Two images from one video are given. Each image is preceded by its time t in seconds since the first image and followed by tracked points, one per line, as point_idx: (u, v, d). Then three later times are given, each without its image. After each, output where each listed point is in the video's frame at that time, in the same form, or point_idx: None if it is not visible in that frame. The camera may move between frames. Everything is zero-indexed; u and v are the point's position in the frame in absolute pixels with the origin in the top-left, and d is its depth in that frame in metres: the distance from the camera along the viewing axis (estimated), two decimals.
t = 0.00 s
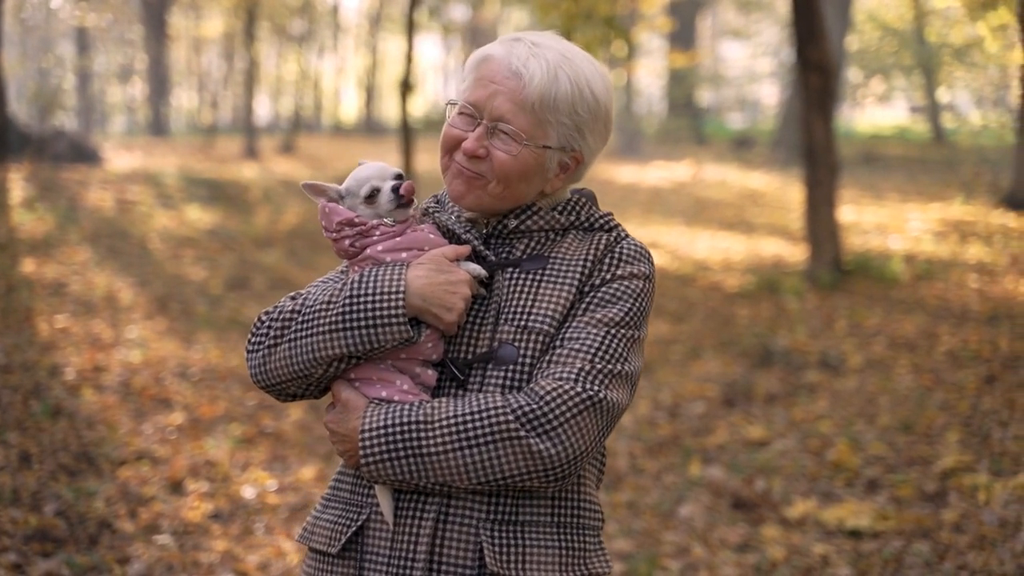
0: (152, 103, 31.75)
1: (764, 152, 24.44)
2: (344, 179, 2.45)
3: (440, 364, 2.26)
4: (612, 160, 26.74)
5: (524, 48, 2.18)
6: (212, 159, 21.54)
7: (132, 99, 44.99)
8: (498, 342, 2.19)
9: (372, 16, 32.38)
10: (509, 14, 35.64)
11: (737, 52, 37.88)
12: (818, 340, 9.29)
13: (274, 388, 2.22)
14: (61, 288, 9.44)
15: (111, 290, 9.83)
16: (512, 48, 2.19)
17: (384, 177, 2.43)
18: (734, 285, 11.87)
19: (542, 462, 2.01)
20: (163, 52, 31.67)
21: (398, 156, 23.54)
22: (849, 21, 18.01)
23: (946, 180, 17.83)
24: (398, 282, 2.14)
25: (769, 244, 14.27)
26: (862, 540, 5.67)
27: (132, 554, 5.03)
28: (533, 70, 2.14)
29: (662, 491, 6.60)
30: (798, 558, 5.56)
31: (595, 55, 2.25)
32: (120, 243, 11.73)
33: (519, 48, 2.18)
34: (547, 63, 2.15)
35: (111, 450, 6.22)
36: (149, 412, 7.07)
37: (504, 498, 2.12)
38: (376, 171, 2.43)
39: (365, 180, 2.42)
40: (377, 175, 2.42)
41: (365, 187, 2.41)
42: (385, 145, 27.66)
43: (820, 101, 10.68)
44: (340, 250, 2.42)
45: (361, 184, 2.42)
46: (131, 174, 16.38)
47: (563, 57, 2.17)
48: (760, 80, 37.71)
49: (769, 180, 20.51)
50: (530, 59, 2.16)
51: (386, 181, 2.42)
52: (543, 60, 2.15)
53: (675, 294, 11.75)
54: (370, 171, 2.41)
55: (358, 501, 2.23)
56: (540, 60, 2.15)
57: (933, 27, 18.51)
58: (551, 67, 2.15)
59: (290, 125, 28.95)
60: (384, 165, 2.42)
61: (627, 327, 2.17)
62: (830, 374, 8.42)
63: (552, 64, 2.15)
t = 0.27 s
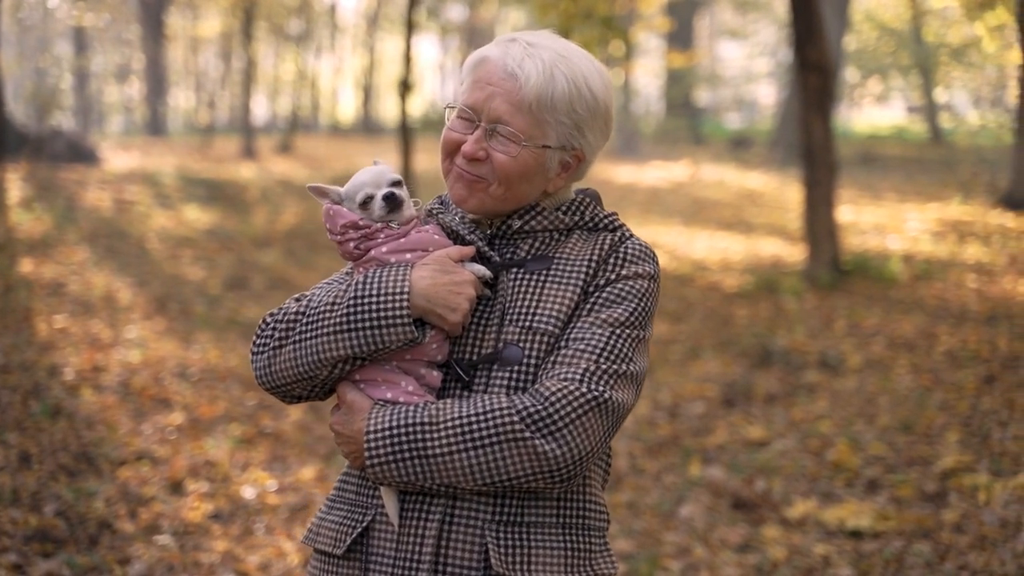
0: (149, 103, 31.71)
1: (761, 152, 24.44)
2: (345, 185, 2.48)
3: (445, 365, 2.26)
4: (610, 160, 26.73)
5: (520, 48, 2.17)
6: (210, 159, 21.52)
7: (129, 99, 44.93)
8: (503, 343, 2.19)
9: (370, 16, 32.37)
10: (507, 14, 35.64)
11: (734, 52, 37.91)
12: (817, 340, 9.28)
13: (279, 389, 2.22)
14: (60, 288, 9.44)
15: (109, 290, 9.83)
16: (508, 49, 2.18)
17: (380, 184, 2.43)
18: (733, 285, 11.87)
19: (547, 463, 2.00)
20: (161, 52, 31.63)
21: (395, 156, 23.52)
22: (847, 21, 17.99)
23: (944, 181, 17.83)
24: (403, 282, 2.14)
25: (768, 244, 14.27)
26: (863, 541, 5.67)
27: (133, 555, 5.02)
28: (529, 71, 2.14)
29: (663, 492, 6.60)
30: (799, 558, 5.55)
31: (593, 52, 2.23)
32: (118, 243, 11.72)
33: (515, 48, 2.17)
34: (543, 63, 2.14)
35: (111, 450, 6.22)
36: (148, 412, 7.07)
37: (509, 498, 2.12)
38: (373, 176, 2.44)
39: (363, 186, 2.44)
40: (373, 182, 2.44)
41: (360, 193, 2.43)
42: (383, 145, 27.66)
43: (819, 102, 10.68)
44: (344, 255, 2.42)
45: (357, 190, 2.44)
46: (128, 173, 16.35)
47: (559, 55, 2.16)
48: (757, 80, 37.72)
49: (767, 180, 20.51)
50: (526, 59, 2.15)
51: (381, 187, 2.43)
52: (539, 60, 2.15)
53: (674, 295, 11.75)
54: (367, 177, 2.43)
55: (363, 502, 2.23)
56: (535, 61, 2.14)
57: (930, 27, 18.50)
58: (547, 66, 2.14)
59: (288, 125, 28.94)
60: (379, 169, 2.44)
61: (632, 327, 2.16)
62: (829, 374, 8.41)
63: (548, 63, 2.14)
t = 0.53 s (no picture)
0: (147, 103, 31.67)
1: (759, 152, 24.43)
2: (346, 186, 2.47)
3: (450, 365, 2.26)
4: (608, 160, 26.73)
5: (519, 48, 2.17)
6: (207, 159, 21.50)
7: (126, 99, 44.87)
8: (507, 343, 2.18)
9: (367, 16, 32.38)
10: (504, 14, 35.65)
11: (732, 53, 37.95)
12: (816, 340, 9.28)
13: (283, 390, 2.22)
14: (58, 288, 9.43)
15: (107, 290, 9.82)
16: (508, 49, 2.18)
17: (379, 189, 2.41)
18: (731, 285, 11.86)
19: (552, 465, 2.00)
20: (158, 51, 31.60)
21: (393, 156, 23.52)
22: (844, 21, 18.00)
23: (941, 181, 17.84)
24: (407, 284, 2.14)
25: (766, 244, 14.27)
26: (863, 541, 5.66)
27: (133, 555, 5.02)
28: (528, 70, 2.13)
29: (662, 492, 6.59)
30: (800, 558, 5.55)
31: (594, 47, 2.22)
32: (116, 243, 11.71)
33: (514, 47, 2.17)
34: (542, 61, 2.14)
35: (110, 450, 6.21)
36: (147, 413, 7.06)
37: (513, 499, 2.12)
38: (373, 180, 2.42)
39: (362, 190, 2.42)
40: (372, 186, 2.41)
41: (360, 197, 2.41)
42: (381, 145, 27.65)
43: (817, 102, 10.66)
44: (349, 255, 2.42)
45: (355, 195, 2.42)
46: (126, 173, 16.33)
47: (559, 53, 2.16)
48: (754, 81, 37.74)
49: (764, 180, 20.51)
50: (526, 58, 2.14)
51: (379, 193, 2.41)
52: (538, 59, 2.14)
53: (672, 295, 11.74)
54: (366, 182, 2.40)
55: (367, 503, 2.22)
56: (535, 59, 2.14)
57: (927, 28, 18.52)
58: (546, 65, 2.13)
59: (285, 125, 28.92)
60: (380, 173, 2.42)
61: (636, 327, 2.16)
62: (829, 374, 8.41)
63: (547, 62, 2.14)
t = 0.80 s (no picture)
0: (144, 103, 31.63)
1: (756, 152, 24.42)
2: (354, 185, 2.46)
3: (458, 365, 2.26)
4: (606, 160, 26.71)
5: (509, 49, 2.16)
6: (205, 159, 21.49)
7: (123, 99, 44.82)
8: (516, 343, 2.18)
9: (365, 16, 32.38)
10: (501, 14, 35.66)
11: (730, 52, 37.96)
12: (815, 340, 9.27)
13: (289, 389, 2.22)
14: (56, 288, 9.42)
15: (106, 290, 9.82)
16: (499, 51, 2.17)
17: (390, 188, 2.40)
18: (730, 285, 11.84)
19: (560, 466, 1.99)
20: (156, 51, 31.56)
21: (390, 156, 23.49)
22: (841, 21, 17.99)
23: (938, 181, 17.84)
24: (414, 285, 2.13)
25: (764, 244, 14.26)
26: (865, 541, 5.66)
27: (134, 555, 5.02)
28: (518, 72, 2.12)
29: (663, 492, 6.59)
30: (802, 558, 5.54)
31: (588, 38, 2.19)
32: (114, 242, 11.71)
33: (505, 49, 2.16)
34: (533, 61, 2.12)
35: (110, 450, 6.21)
36: (147, 413, 7.06)
37: (521, 500, 2.11)
38: (383, 180, 2.41)
39: (372, 188, 2.41)
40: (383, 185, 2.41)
41: (369, 196, 2.41)
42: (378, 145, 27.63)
43: (816, 102, 10.63)
44: (355, 256, 2.42)
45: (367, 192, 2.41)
46: (123, 173, 16.31)
47: (550, 50, 2.14)
48: (751, 81, 37.73)
49: (762, 180, 20.49)
50: (516, 60, 2.13)
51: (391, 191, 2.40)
52: (529, 60, 2.13)
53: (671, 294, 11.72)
54: (377, 179, 2.40)
55: (374, 503, 2.22)
56: (525, 60, 2.13)
57: (924, 27, 18.52)
58: (537, 64, 2.12)
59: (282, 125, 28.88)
60: (390, 173, 2.40)
61: (646, 329, 2.15)
62: (828, 375, 8.40)
63: (538, 62, 2.12)
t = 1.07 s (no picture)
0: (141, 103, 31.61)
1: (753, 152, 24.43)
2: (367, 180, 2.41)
3: (466, 364, 2.25)
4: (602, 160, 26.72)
5: (511, 49, 2.15)
6: (201, 159, 21.48)
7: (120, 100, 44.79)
8: (525, 343, 2.18)
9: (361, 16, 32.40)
10: (498, 15, 35.69)
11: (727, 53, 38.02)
12: (814, 340, 9.27)
13: (296, 386, 2.21)
14: (54, 288, 9.42)
15: (103, 290, 9.82)
16: (503, 51, 2.16)
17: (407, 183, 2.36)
18: (728, 285, 11.84)
19: (568, 467, 1.99)
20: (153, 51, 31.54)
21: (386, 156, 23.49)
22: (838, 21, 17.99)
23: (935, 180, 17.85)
24: (424, 285, 2.13)
25: (762, 244, 14.26)
26: (865, 541, 5.66)
27: (134, 555, 5.01)
28: (519, 73, 2.12)
29: (663, 492, 6.58)
30: (803, 559, 5.54)
31: (592, 34, 2.17)
32: (111, 243, 11.70)
33: (508, 48, 2.16)
34: (534, 61, 2.12)
35: (109, 450, 6.20)
36: (146, 413, 7.05)
37: (529, 500, 2.11)
38: (400, 175, 2.36)
39: (389, 183, 2.36)
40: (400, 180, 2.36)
41: (388, 190, 2.35)
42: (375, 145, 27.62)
43: (814, 102, 10.61)
44: (364, 252, 2.39)
45: (384, 186, 2.36)
46: (120, 173, 16.30)
47: (553, 50, 2.13)
48: (748, 81, 37.77)
49: (759, 180, 20.50)
50: (517, 60, 2.13)
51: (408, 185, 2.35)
52: (530, 60, 2.12)
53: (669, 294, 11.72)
54: (394, 174, 2.34)
55: (381, 502, 2.22)
56: (527, 60, 2.12)
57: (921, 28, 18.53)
58: (538, 64, 2.11)
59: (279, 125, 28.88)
60: (407, 168, 2.35)
61: (656, 332, 2.15)
62: (827, 374, 8.40)
63: (539, 61, 2.12)
